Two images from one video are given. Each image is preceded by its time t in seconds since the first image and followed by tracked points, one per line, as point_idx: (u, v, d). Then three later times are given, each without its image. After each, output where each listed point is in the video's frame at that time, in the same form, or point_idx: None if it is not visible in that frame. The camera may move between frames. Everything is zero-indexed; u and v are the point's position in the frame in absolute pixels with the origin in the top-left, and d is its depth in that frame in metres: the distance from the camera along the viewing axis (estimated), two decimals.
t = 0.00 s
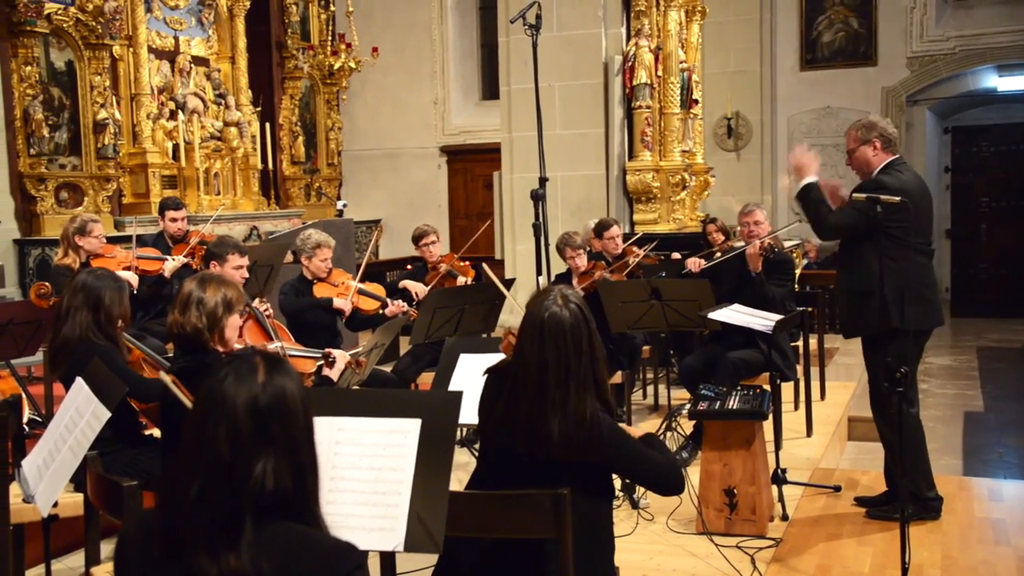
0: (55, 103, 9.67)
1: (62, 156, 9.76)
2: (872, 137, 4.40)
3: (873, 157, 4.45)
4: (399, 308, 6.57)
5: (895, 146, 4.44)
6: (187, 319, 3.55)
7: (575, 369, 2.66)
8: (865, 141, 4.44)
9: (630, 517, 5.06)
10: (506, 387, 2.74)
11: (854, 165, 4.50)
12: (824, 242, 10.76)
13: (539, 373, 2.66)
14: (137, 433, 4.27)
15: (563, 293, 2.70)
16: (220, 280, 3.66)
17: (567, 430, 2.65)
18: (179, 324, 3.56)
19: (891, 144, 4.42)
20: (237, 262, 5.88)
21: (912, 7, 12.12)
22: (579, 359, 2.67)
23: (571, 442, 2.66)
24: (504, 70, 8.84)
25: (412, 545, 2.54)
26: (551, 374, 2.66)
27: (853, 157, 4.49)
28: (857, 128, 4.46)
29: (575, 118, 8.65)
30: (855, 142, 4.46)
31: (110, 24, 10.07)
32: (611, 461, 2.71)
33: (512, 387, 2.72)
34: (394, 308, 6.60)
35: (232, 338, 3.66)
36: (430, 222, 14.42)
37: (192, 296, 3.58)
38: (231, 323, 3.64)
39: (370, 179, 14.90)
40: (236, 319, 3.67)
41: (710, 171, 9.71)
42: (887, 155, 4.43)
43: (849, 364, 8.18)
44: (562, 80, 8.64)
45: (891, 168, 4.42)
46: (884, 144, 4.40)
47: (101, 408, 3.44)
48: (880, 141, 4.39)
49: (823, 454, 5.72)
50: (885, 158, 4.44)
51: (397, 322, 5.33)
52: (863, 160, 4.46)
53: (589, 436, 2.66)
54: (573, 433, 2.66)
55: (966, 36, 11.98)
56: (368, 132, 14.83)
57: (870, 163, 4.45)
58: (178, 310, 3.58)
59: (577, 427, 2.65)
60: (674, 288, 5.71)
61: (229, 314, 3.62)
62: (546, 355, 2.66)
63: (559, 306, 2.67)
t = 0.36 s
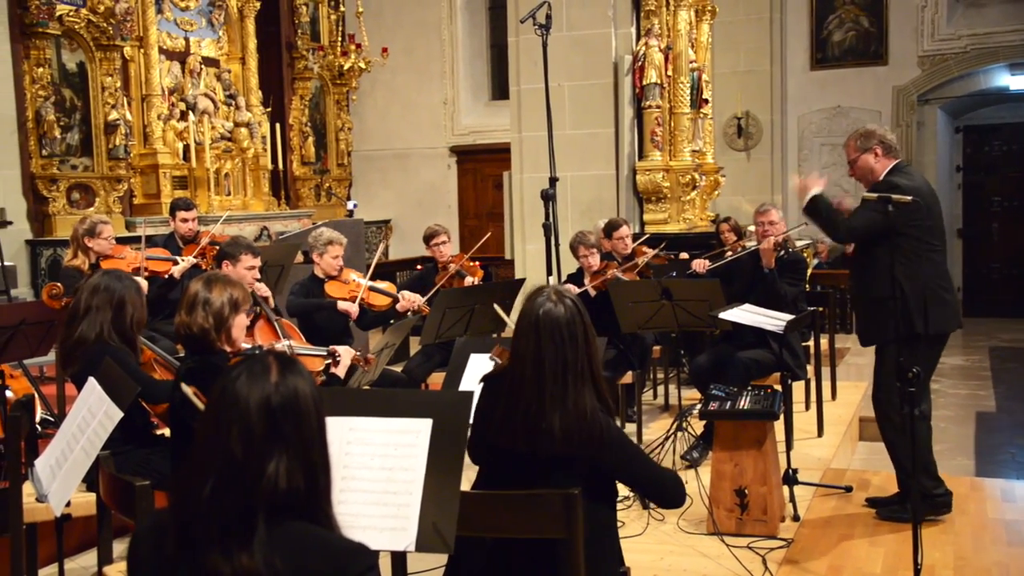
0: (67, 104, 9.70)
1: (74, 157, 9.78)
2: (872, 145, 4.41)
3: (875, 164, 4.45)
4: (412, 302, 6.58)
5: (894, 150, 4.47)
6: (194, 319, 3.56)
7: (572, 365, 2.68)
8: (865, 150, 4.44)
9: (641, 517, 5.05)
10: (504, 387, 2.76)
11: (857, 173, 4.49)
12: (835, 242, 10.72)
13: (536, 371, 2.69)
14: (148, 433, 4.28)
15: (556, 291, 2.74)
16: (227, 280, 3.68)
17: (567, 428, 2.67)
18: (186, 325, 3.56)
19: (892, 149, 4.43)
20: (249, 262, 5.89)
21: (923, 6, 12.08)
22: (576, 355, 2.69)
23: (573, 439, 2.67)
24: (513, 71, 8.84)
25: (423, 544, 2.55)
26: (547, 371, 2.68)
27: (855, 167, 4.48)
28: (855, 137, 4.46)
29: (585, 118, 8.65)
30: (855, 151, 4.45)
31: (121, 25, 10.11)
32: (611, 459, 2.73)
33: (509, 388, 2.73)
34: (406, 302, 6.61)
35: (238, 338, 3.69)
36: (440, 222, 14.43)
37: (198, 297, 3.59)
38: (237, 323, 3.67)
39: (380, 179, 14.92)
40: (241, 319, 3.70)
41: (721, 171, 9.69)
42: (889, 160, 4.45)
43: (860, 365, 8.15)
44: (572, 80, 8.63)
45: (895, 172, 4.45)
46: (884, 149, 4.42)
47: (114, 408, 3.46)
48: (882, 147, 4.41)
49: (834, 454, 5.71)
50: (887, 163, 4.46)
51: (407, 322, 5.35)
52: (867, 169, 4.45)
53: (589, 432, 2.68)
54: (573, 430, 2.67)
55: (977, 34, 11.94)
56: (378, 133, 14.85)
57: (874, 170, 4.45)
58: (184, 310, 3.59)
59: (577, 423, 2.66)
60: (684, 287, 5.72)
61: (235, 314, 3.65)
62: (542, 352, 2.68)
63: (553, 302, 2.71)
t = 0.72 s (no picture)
0: (78, 103, 9.71)
1: (85, 155, 9.79)
2: (866, 151, 4.45)
3: (872, 169, 4.48)
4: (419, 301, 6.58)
5: (893, 155, 4.47)
6: (201, 320, 3.57)
7: (564, 357, 2.69)
8: (861, 157, 4.50)
9: (650, 517, 5.05)
10: (497, 385, 2.76)
11: (856, 179, 4.54)
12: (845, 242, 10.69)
13: (529, 367, 2.69)
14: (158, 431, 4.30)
15: (541, 288, 2.74)
16: (233, 278, 3.68)
17: (564, 420, 2.68)
18: (194, 326, 3.58)
19: (887, 153, 4.45)
20: (259, 262, 5.90)
21: (934, 5, 12.04)
22: (568, 348, 2.70)
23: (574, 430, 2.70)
24: (523, 70, 8.83)
25: (431, 542, 2.55)
26: (541, 365, 2.68)
27: (853, 174, 4.54)
28: (851, 144, 4.51)
29: (594, 118, 8.64)
30: (851, 158, 4.51)
31: (132, 24, 10.13)
32: (612, 444, 2.76)
33: (503, 386, 2.74)
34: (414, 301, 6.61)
35: (246, 337, 3.69)
36: (449, 221, 14.44)
37: (205, 296, 3.58)
38: (245, 322, 3.66)
39: (389, 178, 14.92)
40: (250, 319, 3.69)
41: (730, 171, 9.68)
42: (885, 164, 4.46)
43: (870, 365, 8.13)
44: (581, 80, 8.63)
45: (892, 177, 4.45)
46: (879, 155, 4.44)
47: (125, 406, 3.46)
48: (875, 153, 4.43)
49: (844, 454, 5.69)
50: (884, 168, 4.47)
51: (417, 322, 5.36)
52: (863, 174, 4.50)
53: (587, 422, 2.70)
54: (571, 421, 2.69)
55: (989, 34, 11.91)
56: (387, 131, 14.85)
57: (871, 176, 4.49)
58: (191, 310, 3.59)
59: (574, 414, 2.68)
60: (693, 288, 5.70)
61: (243, 314, 3.63)
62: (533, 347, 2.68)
63: (539, 298, 2.71)
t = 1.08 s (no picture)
0: (99, 102, 9.75)
1: (106, 155, 9.81)
2: (866, 152, 4.38)
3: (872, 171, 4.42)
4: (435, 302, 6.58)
5: (891, 153, 4.42)
6: (219, 321, 3.59)
7: (560, 353, 2.78)
8: (859, 158, 4.42)
9: (669, 518, 5.03)
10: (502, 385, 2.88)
11: (855, 181, 4.48)
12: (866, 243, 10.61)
13: (527, 365, 2.80)
14: (178, 429, 4.32)
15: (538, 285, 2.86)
16: (255, 279, 3.67)
17: (558, 411, 2.78)
18: (213, 327, 3.61)
19: (886, 153, 4.40)
20: (278, 261, 5.92)
21: (956, 5, 11.96)
22: (565, 345, 2.80)
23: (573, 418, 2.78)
24: (541, 70, 8.83)
25: (450, 542, 2.56)
26: (534, 358, 2.80)
27: (852, 176, 4.46)
28: (848, 146, 4.43)
29: (613, 118, 8.62)
30: (850, 161, 4.43)
31: (152, 24, 10.17)
32: (613, 434, 2.84)
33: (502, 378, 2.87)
34: (431, 302, 6.62)
35: (269, 338, 3.68)
36: (468, 221, 14.44)
37: (227, 295, 3.62)
38: (267, 324, 3.66)
39: (407, 178, 14.95)
40: (272, 320, 3.68)
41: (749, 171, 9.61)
42: (884, 164, 4.42)
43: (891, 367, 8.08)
44: (599, 79, 8.61)
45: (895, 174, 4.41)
46: (878, 154, 4.39)
47: (147, 403, 3.49)
48: (876, 153, 4.37)
49: (865, 457, 5.66)
50: (883, 168, 4.42)
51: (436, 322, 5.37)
52: (864, 176, 4.44)
53: (582, 413, 2.78)
54: (569, 412, 2.78)
55: (1012, 33, 11.82)
56: (405, 131, 14.88)
57: (871, 177, 4.42)
58: (213, 309, 3.62)
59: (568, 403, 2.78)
60: (712, 288, 5.69)
61: (264, 314, 3.64)
62: (530, 346, 2.80)
63: (536, 298, 2.82)
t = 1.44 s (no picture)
0: (140, 105, 9.85)
1: (147, 156, 9.92)
2: (881, 170, 4.38)
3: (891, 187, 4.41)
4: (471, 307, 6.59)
5: (908, 166, 4.39)
6: (262, 321, 3.62)
7: (604, 352, 2.97)
8: (877, 176, 4.42)
9: (707, 520, 5.00)
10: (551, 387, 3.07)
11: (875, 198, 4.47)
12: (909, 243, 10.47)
13: (573, 364, 2.99)
14: (219, 428, 4.36)
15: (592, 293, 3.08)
16: (303, 282, 3.69)
17: (599, 406, 2.95)
18: (257, 325, 3.64)
19: (903, 169, 4.38)
20: (318, 261, 5.96)
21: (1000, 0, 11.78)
22: (609, 346, 2.99)
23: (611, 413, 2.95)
24: (578, 70, 8.82)
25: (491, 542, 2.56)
26: (578, 358, 2.99)
27: (871, 193, 4.46)
28: (863, 165, 4.44)
29: (650, 118, 8.59)
30: (866, 181, 4.44)
31: (193, 27, 10.28)
32: (652, 430, 2.99)
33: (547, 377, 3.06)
34: (467, 306, 6.62)
35: (311, 341, 3.68)
36: (504, 221, 14.43)
37: (274, 295, 3.64)
38: (312, 327, 3.66)
39: (443, 179, 14.98)
40: (316, 325, 3.68)
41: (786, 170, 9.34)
42: (902, 179, 4.39)
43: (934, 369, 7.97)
44: (636, 79, 8.59)
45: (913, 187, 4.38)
46: (894, 171, 4.37)
47: (190, 402, 3.53)
48: (891, 171, 4.37)
49: (907, 459, 5.60)
50: (902, 184, 4.40)
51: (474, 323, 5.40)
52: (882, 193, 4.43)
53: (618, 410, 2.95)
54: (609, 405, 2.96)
55: None
56: (442, 131, 14.91)
57: (891, 192, 4.41)
58: (259, 309, 3.65)
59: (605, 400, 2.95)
60: (752, 289, 5.65)
61: (309, 318, 3.64)
62: (577, 347, 3.00)
63: (586, 305, 3.04)
